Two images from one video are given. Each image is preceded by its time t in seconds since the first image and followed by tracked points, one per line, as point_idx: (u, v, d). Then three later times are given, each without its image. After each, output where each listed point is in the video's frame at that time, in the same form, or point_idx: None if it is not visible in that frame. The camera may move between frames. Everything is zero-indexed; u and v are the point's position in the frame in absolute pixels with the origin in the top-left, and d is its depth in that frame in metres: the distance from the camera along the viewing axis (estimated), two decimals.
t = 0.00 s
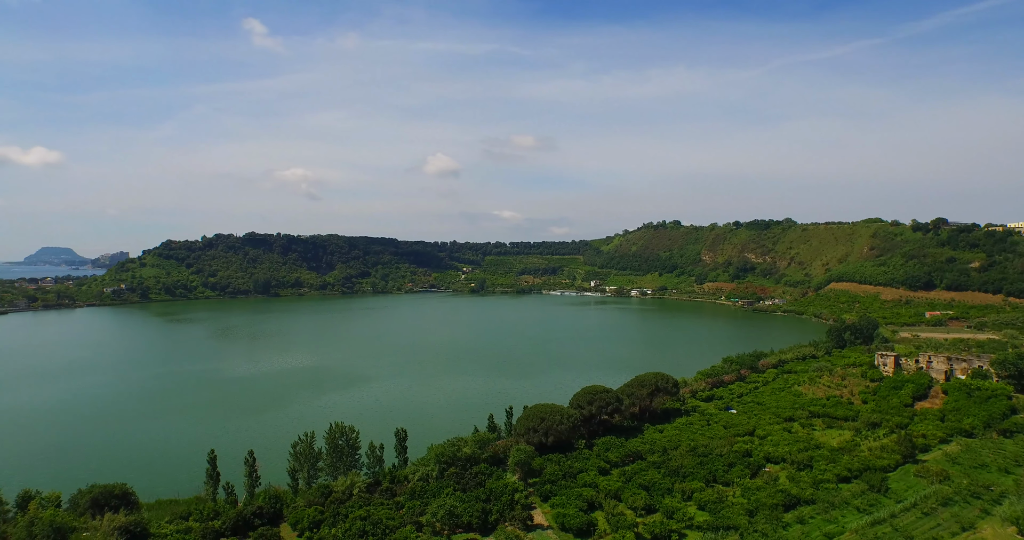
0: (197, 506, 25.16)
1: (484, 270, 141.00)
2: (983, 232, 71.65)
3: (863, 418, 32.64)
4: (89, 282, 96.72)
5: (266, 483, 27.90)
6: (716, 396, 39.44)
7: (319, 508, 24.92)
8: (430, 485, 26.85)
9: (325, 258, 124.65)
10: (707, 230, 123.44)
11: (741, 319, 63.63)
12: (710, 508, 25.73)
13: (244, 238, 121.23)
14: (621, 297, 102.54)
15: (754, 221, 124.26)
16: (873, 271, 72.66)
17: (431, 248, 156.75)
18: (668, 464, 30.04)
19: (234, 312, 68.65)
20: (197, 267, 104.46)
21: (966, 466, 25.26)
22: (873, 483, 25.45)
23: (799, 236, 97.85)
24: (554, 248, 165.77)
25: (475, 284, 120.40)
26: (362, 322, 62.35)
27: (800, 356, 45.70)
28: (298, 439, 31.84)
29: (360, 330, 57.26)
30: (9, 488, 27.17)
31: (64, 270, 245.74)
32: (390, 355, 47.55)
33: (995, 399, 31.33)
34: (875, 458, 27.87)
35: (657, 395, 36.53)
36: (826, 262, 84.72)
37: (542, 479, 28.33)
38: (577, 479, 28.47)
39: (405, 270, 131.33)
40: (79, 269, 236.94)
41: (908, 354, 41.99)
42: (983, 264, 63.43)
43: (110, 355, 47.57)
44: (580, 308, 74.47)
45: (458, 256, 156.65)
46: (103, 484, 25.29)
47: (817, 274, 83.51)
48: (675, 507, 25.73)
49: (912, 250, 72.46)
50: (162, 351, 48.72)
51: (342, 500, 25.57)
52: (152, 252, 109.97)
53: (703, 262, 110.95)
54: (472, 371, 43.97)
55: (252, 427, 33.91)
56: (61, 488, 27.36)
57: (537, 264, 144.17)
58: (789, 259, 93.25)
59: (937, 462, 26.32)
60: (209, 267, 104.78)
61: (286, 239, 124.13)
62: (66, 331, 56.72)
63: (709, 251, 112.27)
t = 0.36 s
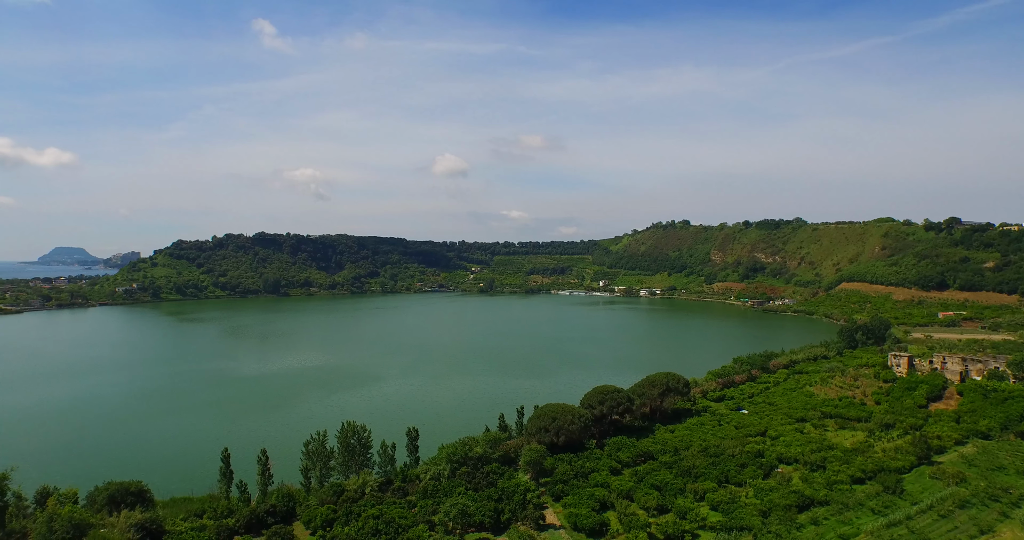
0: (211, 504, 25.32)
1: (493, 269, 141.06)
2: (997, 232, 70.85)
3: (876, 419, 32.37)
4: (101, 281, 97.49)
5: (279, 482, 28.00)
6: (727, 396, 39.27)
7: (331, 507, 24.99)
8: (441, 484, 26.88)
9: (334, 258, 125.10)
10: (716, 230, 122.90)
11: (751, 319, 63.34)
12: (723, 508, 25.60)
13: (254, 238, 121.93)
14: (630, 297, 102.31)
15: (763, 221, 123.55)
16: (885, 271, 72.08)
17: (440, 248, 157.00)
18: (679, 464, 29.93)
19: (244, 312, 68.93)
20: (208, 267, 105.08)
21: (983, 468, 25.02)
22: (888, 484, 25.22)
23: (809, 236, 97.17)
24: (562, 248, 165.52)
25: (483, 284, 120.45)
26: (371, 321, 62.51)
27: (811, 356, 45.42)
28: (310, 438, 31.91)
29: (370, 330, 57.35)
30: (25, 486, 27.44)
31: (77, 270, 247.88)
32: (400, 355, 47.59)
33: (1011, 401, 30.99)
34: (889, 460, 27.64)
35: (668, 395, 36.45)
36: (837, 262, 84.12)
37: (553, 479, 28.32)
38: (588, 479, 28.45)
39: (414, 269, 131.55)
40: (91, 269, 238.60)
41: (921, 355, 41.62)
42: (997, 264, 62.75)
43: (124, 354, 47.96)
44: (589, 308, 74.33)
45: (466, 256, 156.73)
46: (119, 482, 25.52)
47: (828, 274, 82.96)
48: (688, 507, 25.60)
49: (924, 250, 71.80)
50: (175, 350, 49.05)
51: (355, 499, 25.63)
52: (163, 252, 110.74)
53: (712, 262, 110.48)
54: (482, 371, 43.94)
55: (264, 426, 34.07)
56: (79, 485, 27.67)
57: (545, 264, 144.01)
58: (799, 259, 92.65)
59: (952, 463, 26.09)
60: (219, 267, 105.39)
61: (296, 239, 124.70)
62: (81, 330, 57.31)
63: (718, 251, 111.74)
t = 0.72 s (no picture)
0: (224, 503, 25.44)
1: (500, 270, 141.14)
2: (1010, 232, 70.24)
3: (889, 420, 32.15)
4: (112, 281, 98.15)
5: (290, 481, 28.07)
6: (737, 397, 39.11)
7: (343, 506, 25.03)
8: (453, 484, 26.88)
9: (342, 258, 125.53)
10: (724, 230, 122.46)
11: (760, 319, 63.06)
12: (735, 509, 25.47)
13: (263, 238, 122.50)
14: (639, 297, 102.19)
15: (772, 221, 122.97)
16: (895, 271, 71.66)
17: (447, 248, 157.25)
18: (691, 465, 29.82)
19: (253, 312, 69.19)
20: (217, 267, 105.63)
21: (1000, 471, 24.79)
22: (902, 486, 25.02)
23: (819, 236, 96.65)
24: (570, 248, 165.46)
25: (491, 284, 120.52)
26: (380, 321, 62.71)
27: (821, 357, 45.17)
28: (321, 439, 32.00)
29: (379, 330, 57.46)
30: (40, 483, 27.67)
31: (87, 270, 249.84)
32: (409, 355, 47.64)
33: None
34: (903, 461, 27.43)
35: (678, 396, 36.32)
36: (847, 262, 83.68)
37: (564, 479, 28.29)
38: (599, 479, 28.41)
39: (422, 270, 131.85)
40: (102, 269, 240.46)
41: (934, 356, 41.28)
42: (1010, 264, 62.23)
43: (135, 353, 48.25)
44: (597, 308, 74.20)
45: (474, 256, 156.96)
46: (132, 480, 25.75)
47: (838, 274, 82.55)
48: (700, 508, 25.49)
49: (936, 250, 71.29)
50: (186, 350, 49.29)
51: (366, 498, 25.67)
52: (173, 252, 111.41)
53: (720, 262, 110.15)
54: (490, 371, 43.94)
55: (275, 425, 34.17)
56: (94, 483, 27.90)
57: (553, 264, 144.03)
58: (808, 260, 92.22)
59: (968, 466, 25.89)
60: (228, 267, 105.93)
61: (304, 239, 125.22)
62: (93, 329, 57.70)
63: (727, 251, 111.38)
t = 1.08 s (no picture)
0: (239, 501, 25.58)
1: (510, 269, 141.23)
2: None
3: (904, 421, 31.86)
4: (125, 281, 98.95)
5: (304, 480, 28.17)
6: (750, 397, 38.89)
7: (357, 505, 25.08)
8: (466, 484, 26.90)
9: (352, 258, 125.98)
10: (734, 230, 121.91)
11: (771, 320, 62.69)
12: (750, 510, 25.28)
13: (274, 238, 123.17)
14: (649, 297, 101.95)
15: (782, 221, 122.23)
16: (908, 270, 71.07)
17: (456, 248, 157.50)
18: (704, 465, 29.67)
19: (263, 312, 69.52)
20: (228, 267, 106.30)
21: (1019, 474, 24.53)
22: (920, 488, 24.77)
23: (830, 235, 95.97)
24: (579, 248, 165.27)
25: (500, 284, 120.58)
26: (390, 321, 62.88)
27: (833, 358, 44.84)
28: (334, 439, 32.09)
29: (388, 330, 57.57)
30: (58, 481, 27.92)
31: (100, 269, 251.78)
32: (419, 355, 47.69)
33: None
34: (920, 463, 27.16)
35: (690, 396, 36.18)
36: (859, 262, 83.10)
37: (577, 479, 28.25)
38: (612, 479, 28.34)
39: (432, 269, 132.10)
40: (115, 269, 242.92)
41: (950, 357, 40.88)
42: None
43: (149, 352, 48.61)
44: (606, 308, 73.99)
45: (483, 256, 157.10)
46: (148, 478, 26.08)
47: (850, 274, 81.99)
48: (714, 509, 25.36)
49: (950, 250, 70.64)
50: (199, 350, 49.60)
51: (380, 498, 25.73)
52: (185, 252, 112.22)
53: (731, 262, 109.68)
54: (500, 371, 43.90)
55: (287, 425, 34.29)
56: (112, 480, 28.16)
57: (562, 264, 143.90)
58: (820, 259, 91.65)
59: (987, 469, 25.61)
60: (239, 267, 106.57)
61: (314, 239, 125.80)
62: (108, 329, 58.16)
63: (738, 251, 110.87)
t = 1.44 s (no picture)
0: (261, 499, 25.81)
1: (524, 270, 141.29)
2: None
3: (928, 424, 31.34)
4: (145, 281, 100.48)
5: (324, 479, 28.34)
6: (769, 398, 38.47)
7: (377, 505, 25.20)
8: (485, 484, 26.92)
9: (368, 258, 126.79)
10: (751, 230, 120.87)
11: (789, 320, 62.04)
12: (772, 513, 24.96)
13: (290, 238, 124.34)
14: (664, 297, 101.46)
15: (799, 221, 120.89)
16: (930, 271, 69.96)
17: (471, 248, 157.90)
18: (724, 467, 29.40)
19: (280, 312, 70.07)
20: (246, 267, 107.46)
21: None
22: (947, 493, 24.32)
23: (849, 235, 94.77)
24: (594, 248, 164.86)
25: (515, 284, 120.63)
26: (405, 321, 63.15)
27: (854, 359, 44.22)
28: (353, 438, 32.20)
29: (403, 331, 57.72)
30: (83, 478, 28.35)
31: (121, 269, 255.66)
32: (434, 355, 47.74)
33: None
34: (946, 467, 26.69)
35: (708, 397, 35.92)
36: (878, 262, 82.04)
37: (596, 480, 28.14)
38: (632, 481, 28.19)
39: (447, 270, 132.50)
40: (136, 269, 247.29)
41: (974, 359, 40.15)
42: None
43: (169, 352, 49.20)
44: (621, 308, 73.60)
45: (498, 256, 157.29)
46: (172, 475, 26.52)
47: (869, 274, 80.95)
48: (735, 511, 25.08)
49: (973, 250, 69.42)
50: (217, 349, 50.13)
51: (399, 497, 25.82)
52: (203, 252, 113.65)
53: (747, 262, 108.77)
54: (517, 371, 43.85)
55: (306, 424, 34.48)
56: (136, 477, 28.55)
57: (577, 264, 143.65)
58: (837, 260, 90.59)
59: (1017, 474, 25.11)
60: (256, 267, 107.70)
61: (330, 239, 126.82)
62: (130, 328, 59.01)
63: (754, 251, 109.91)
